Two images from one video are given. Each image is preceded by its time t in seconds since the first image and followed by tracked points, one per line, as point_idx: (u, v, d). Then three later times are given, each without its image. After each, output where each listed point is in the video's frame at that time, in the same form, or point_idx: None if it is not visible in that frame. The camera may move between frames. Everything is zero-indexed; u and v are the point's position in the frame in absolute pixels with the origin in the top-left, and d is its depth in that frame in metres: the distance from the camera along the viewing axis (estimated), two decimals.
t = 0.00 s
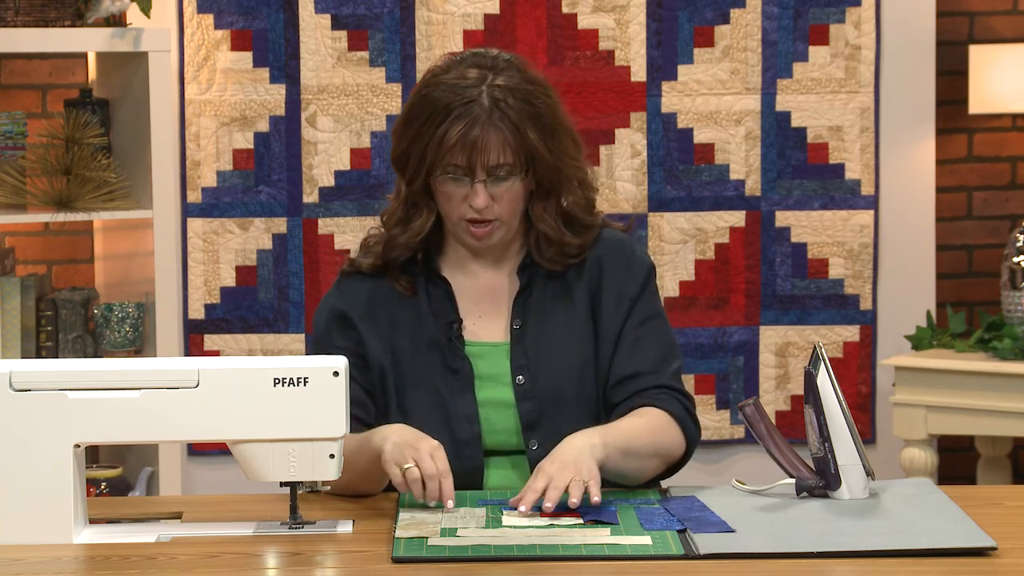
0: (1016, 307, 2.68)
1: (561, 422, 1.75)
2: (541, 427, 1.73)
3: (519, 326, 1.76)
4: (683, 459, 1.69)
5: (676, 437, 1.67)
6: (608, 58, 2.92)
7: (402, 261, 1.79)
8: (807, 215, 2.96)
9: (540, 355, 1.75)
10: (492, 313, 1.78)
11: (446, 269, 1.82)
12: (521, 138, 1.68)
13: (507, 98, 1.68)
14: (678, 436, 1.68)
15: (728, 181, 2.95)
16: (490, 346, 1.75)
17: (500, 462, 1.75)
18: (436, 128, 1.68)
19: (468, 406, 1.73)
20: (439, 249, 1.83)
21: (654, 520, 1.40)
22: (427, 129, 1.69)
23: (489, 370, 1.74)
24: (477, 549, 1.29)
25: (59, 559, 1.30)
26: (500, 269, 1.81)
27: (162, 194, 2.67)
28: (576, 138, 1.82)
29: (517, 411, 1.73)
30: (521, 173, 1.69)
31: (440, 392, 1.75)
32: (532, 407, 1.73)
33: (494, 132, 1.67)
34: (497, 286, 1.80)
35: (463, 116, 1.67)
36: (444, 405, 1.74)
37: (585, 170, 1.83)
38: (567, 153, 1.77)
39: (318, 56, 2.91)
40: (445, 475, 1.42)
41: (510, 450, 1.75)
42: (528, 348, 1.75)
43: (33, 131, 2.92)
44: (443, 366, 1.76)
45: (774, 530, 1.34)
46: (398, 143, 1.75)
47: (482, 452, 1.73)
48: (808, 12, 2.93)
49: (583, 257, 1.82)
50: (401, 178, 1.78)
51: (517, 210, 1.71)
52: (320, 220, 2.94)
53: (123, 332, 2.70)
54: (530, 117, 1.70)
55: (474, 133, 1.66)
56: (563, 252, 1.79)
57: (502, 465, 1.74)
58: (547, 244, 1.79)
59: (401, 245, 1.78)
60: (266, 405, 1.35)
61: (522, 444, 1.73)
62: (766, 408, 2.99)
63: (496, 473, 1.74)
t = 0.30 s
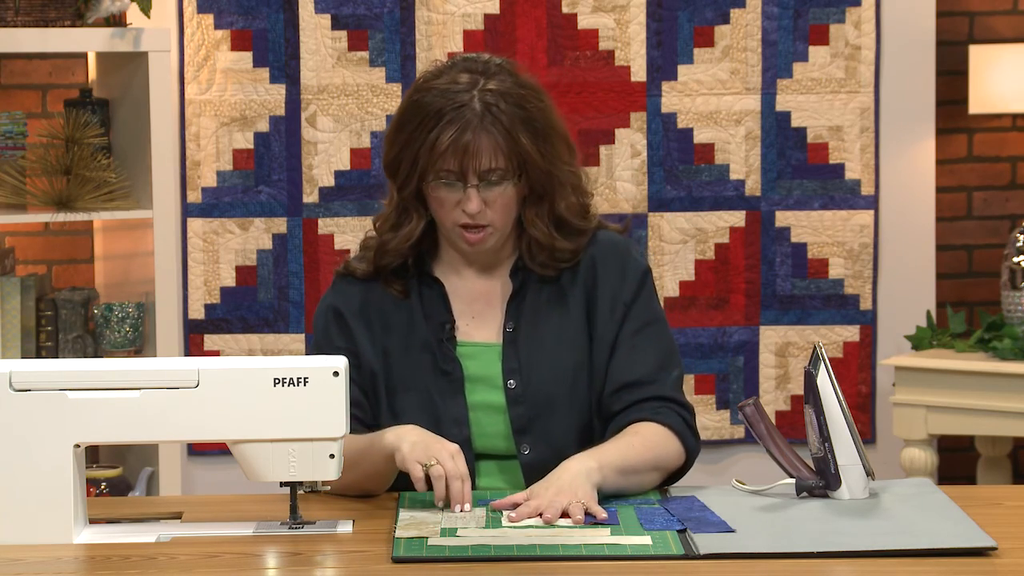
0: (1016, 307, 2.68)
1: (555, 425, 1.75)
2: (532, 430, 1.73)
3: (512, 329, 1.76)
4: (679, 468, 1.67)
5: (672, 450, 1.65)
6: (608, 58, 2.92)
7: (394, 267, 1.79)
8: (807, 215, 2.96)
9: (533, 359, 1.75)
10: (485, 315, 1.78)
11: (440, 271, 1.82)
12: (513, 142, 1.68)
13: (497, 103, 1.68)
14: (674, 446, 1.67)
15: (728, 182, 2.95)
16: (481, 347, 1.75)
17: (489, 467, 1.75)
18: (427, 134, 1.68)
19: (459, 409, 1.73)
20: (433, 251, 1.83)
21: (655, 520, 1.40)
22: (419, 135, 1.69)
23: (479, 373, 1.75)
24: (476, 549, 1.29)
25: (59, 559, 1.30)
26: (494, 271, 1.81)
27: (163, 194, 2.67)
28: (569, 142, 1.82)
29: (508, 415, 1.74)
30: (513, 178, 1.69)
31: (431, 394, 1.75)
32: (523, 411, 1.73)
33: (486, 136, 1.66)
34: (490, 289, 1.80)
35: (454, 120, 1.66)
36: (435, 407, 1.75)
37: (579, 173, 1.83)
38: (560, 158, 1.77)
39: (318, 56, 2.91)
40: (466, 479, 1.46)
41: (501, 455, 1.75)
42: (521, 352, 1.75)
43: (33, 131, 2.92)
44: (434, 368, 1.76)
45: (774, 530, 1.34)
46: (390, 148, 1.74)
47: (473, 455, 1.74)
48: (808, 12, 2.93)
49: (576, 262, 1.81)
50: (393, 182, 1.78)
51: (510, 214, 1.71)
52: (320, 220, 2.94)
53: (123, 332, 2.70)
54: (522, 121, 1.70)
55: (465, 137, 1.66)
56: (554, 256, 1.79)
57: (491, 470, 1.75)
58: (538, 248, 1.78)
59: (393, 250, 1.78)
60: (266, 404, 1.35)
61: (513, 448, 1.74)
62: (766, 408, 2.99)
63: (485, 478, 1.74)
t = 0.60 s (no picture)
0: (1016, 307, 2.68)
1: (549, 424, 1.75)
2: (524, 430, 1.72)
3: (509, 327, 1.76)
4: (669, 468, 1.67)
5: (666, 447, 1.65)
6: (608, 58, 2.92)
7: (394, 259, 1.79)
8: (807, 215, 2.96)
9: (530, 358, 1.76)
10: (482, 313, 1.78)
11: (439, 268, 1.82)
12: (518, 131, 1.68)
13: (506, 91, 1.69)
14: (669, 447, 1.66)
15: (728, 182, 2.95)
16: (476, 346, 1.76)
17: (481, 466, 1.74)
18: (432, 118, 1.69)
19: (453, 408, 1.73)
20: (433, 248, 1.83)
21: (655, 520, 1.40)
22: (425, 120, 1.70)
23: (473, 372, 1.75)
24: (476, 549, 1.29)
25: (59, 559, 1.30)
26: (493, 269, 1.81)
27: (163, 195, 2.67)
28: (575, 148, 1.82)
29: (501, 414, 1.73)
30: (515, 168, 1.68)
31: (425, 393, 1.75)
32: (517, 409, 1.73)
33: (490, 121, 1.67)
34: (488, 288, 1.80)
35: (460, 105, 1.67)
36: (429, 406, 1.75)
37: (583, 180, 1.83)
38: (563, 157, 1.77)
39: (318, 56, 2.92)
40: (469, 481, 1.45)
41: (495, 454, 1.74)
42: (517, 352, 1.75)
43: (33, 131, 2.92)
44: (429, 368, 1.76)
45: (774, 530, 1.34)
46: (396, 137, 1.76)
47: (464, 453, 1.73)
48: (808, 12, 2.93)
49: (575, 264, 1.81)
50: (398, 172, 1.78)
51: (511, 209, 1.70)
52: (320, 220, 2.94)
53: (123, 332, 2.70)
54: (529, 112, 1.71)
55: (470, 121, 1.67)
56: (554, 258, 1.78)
57: (480, 468, 1.73)
58: (538, 250, 1.78)
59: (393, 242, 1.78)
60: (265, 404, 1.35)
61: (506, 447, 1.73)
62: (766, 408, 2.99)
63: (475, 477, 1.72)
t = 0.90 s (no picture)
0: (1016, 307, 2.68)
1: (539, 420, 1.73)
2: (516, 426, 1.72)
3: (501, 322, 1.75)
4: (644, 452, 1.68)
5: (647, 425, 1.66)
6: (608, 58, 2.92)
7: (399, 246, 1.81)
8: (807, 215, 2.96)
9: (521, 354, 1.74)
10: (476, 309, 1.77)
11: (436, 263, 1.82)
12: (525, 98, 1.75)
13: (517, 66, 1.77)
14: (647, 430, 1.67)
15: (728, 182, 2.95)
16: (469, 346, 1.74)
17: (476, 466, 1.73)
18: (443, 85, 1.76)
19: (444, 408, 1.72)
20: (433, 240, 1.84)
21: (655, 520, 1.40)
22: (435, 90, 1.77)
23: (465, 372, 1.73)
24: (476, 549, 1.29)
25: (59, 559, 1.30)
26: (490, 263, 1.80)
27: (163, 195, 2.67)
28: (579, 143, 1.88)
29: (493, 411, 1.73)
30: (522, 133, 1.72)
31: (416, 392, 1.74)
32: (507, 406, 1.72)
33: (500, 87, 1.74)
34: (483, 284, 1.79)
35: (471, 72, 1.75)
36: (421, 406, 1.74)
37: (587, 174, 1.87)
38: (567, 142, 1.82)
39: (318, 57, 2.91)
40: (470, 479, 1.46)
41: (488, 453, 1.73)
42: (508, 346, 1.74)
43: (33, 131, 2.92)
44: (421, 366, 1.75)
45: (775, 531, 1.34)
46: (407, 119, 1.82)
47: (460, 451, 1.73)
48: (808, 12, 2.93)
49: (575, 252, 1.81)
50: (408, 157, 1.84)
51: (513, 180, 1.71)
52: (320, 220, 2.94)
53: (123, 332, 2.70)
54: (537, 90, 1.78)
55: (480, 85, 1.74)
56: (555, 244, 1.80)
57: (481, 468, 1.73)
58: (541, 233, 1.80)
59: (399, 227, 1.80)
60: (265, 404, 1.35)
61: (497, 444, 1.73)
62: (766, 408, 2.99)
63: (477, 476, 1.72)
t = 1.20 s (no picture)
0: (1016, 307, 2.68)
1: (539, 415, 1.73)
2: (517, 421, 1.72)
3: (499, 317, 1.75)
4: (641, 447, 1.68)
5: (642, 420, 1.66)
6: (608, 58, 2.92)
7: (392, 244, 1.81)
8: (807, 215, 2.96)
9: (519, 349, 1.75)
10: (473, 305, 1.77)
11: (432, 261, 1.82)
12: (520, 97, 1.75)
13: (511, 64, 1.78)
14: (643, 425, 1.67)
15: (728, 182, 2.95)
16: (468, 342, 1.74)
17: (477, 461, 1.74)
18: (437, 83, 1.75)
19: (446, 403, 1.72)
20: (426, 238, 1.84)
21: (655, 521, 1.40)
22: (429, 88, 1.77)
23: (465, 366, 1.73)
24: (476, 549, 1.29)
25: (59, 559, 1.30)
26: (485, 260, 1.80)
27: (163, 195, 2.67)
28: (572, 139, 1.88)
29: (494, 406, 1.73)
30: (517, 131, 1.73)
31: (416, 389, 1.74)
32: (507, 401, 1.72)
33: (495, 85, 1.74)
34: (480, 281, 1.79)
35: (465, 70, 1.75)
36: (421, 402, 1.73)
37: (580, 170, 1.87)
38: (560, 138, 1.82)
39: (318, 57, 2.91)
40: (469, 480, 1.46)
41: (489, 449, 1.74)
42: (507, 340, 1.74)
43: (33, 131, 2.92)
44: (420, 363, 1.75)
45: (775, 531, 1.34)
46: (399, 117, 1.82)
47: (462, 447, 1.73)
48: (808, 12, 2.93)
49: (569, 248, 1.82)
50: (400, 156, 1.84)
51: (509, 177, 1.72)
52: (320, 220, 2.94)
53: (123, 332, 2.70)
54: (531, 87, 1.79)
55: (475, 83, 1.74)
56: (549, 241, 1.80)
57: (483, 462, 1.74)
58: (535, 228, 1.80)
59: (392, 226, 1.81)
60: (265, 404, 1.35)
61: (499, 440, 1.73)
62: (766, 408, 2.99)
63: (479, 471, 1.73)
